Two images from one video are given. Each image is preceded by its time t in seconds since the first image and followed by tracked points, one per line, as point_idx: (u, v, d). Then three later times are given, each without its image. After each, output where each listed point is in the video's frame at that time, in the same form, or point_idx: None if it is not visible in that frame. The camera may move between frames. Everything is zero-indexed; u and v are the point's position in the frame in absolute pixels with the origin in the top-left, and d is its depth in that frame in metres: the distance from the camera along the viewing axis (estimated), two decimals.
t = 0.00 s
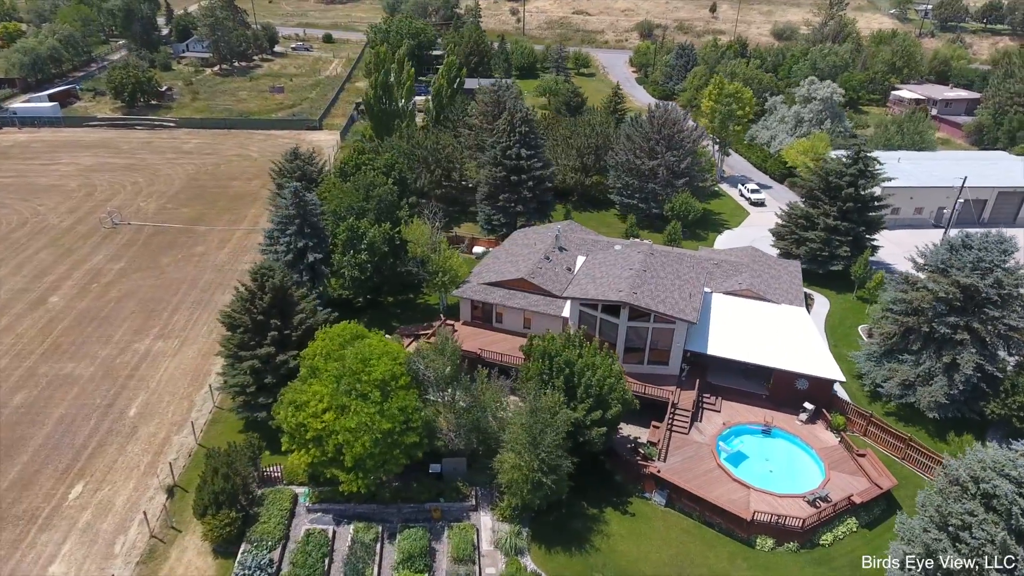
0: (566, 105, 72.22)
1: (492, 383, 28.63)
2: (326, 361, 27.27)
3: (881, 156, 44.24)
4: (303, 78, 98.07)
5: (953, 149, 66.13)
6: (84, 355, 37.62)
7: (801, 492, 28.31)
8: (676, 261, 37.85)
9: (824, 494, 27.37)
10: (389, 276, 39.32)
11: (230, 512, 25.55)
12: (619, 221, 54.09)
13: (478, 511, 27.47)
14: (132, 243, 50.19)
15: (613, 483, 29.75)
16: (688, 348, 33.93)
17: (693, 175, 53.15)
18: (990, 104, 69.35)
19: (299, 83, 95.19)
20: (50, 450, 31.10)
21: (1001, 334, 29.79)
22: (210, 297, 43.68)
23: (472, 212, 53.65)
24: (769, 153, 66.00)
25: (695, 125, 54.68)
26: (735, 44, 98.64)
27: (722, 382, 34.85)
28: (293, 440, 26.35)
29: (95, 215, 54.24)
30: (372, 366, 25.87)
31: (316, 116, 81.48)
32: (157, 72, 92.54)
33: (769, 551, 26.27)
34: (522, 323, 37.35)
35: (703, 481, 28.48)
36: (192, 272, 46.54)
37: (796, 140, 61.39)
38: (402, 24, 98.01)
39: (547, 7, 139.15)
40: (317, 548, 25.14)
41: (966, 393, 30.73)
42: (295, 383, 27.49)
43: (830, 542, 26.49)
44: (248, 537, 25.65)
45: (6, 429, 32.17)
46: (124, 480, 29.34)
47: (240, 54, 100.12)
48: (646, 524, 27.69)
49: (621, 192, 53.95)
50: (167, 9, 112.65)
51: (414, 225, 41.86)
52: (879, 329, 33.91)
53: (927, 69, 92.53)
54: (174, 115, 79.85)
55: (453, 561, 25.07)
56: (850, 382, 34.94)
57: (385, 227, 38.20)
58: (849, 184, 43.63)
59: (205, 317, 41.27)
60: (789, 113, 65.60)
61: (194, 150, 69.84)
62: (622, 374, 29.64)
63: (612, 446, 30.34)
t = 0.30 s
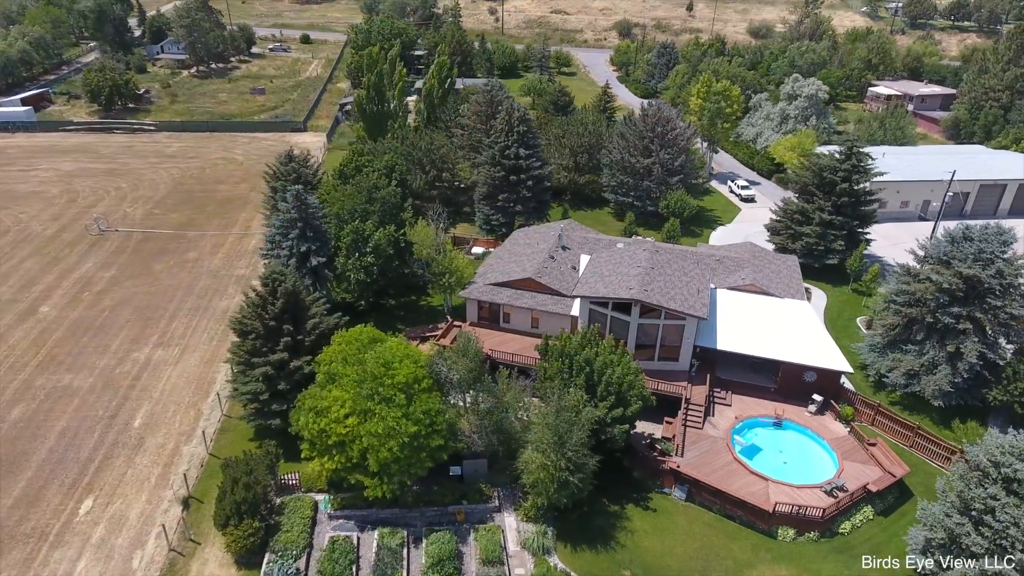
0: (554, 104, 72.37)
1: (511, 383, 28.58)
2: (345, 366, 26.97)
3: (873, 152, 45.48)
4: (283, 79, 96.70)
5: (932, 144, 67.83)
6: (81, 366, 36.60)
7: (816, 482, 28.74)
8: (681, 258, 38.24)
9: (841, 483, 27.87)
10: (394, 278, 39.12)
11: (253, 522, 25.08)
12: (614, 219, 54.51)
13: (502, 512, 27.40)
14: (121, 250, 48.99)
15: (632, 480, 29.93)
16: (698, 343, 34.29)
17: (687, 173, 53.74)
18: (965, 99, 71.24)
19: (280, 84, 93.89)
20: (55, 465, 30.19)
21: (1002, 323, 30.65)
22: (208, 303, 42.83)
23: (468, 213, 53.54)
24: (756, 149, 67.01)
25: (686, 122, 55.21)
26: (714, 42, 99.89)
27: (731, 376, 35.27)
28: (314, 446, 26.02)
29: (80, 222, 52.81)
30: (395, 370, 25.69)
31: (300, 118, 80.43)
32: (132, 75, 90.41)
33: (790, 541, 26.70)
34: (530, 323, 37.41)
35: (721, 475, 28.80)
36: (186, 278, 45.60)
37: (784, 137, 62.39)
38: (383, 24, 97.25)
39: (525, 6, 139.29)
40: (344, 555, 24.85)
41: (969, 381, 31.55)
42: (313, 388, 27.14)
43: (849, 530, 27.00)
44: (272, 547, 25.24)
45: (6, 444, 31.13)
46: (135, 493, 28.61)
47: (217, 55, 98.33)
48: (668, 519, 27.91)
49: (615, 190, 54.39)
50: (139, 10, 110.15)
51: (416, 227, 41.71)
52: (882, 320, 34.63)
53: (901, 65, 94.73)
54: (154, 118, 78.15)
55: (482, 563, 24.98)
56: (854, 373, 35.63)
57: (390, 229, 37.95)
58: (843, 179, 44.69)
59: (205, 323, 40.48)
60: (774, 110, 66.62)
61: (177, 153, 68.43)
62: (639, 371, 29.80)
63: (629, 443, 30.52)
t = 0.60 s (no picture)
0: (539, 103, 72.40)
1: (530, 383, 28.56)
2: (363, 370, 26.68)
3: (861, 146, 46.36)
4: (261, 80, 95.13)
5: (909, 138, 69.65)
6: (78, 377, 35.55)
7: (830, 471, 29.32)
8: (683, 254, 38.68)
9: (854, 471, 28.47)
10: (398, 280, 38.88)
11: (276, 531, 24.66)
12: (607, 216, 55.11)
13: (524, 512, 27.39)
14: (108, 257, 47.70)
15: (649, 475, 30.17)
16: (705, 338, 34.68)
17: (678, 170, 54.36)
18: (939, 93, 73.28)
19: (258, 85, 92.38)
20: (59, 480, 29.28)
21: (999, 310, 31.62)
22: (204, 310, 41.96)
23: (462, 213, 53.40)
24: (740, 146, 68.02)
25: (676, 120, 55.74)
26: (692, 40, 101.14)
27: (737, 370, 35.77)
28: (335, 452, 25.71)
29: (62, 229, 51.27)
30: (417, 372, 25.52)
31: (281, 120, 79.21)
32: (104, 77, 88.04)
33: (809, 529, 27.21)
34: (537, 322, 37.53)
35: (737, 467, 29.21)
36: (179, 285, 44.61)
37: (768, 133, 63.39)
38: (362, 24, 96.35)
39: (501, 6, 139.29)
40: (370, 561, 24.58)
41: (968, 367, 32.48)
42: (331, 393, 26.78)
43: (864, 516, 27.59)
44: (296, 556, 24.86)
45: (5, 460, 30.08)
46: (147, 506, 27.90)
47: (191, 57, 96.33)
48: (688, 512, 28.21)
49: (608, 188, 54.99)
50: (107, 11, 107.35)
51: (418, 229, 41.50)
52: (882, 311, 35.40)
53: (872, 61, 97.10)
54: (130, 122, 76.21)
55: (510, 563, 24.96)
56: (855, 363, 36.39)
57: (393, 231, 37.69)
58: (834, 174, 45.53)
59: (203, 331, 39.65)
60: (757, 107, 67.61)
61: (157, 157, 66.88)
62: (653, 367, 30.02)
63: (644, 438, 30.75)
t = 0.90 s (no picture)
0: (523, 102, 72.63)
1: (546, 381, 28.57)
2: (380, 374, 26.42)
3: (847, 141, 47.58)
4: (235, 82, 93.29)
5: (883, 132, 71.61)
6: (72, 390, 34.47)
7: (840, 458, 29.98)
8: (683, 250, 39.17)
9: (863, 458, 29.17)
10: (400, 283, 38.50)
11: (299, 539, 24.31)
12: (597, 214, 55.51)
13: (545, 510, 27.47)
14: (92, 266, 46.31)
15: (662, 469, 30.50)
16: (709, 332, 35.13)
17: (668, 167, 54.90)
18: (910, 89, 75.51)
19: (232, 87, 90.62)
20: (63, 497, 28.36)
21: (992, 298, 32.75)
22: (198, 318, 41.05)
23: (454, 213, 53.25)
24: (722, 142, 69.02)
25: (664, 117, 56.24)
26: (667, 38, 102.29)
27: (740, 363, 36.33)
28: (356, 458, 25.41)
29: (41, 238, 49.62)
30: (437, 374, 25.35)
31: (260, 123, 77.86)
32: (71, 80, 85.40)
33: (823, 517, 27.82)
34: (541, 321, 37.66)
35: (750, 458, 29.70)
36: (170, 293, 43.56)
37: (750, 130, 64.45)
38: (338, 24, 95.19)
39: (474, 5, 139.01)
40: (396, 566, 24.40)
41: (963, 354, 33.54)
42: (348, 398, 26.44)
43: (875, 502, 28.33)
44: (320, 564, 24.53)
45: (4, 479, 29.01)
46: (159, 520, 27.20)
47: (161, 59, 93.95)
48: (704, 504, 28.60)
49: (598, 185, 55.44)
50: (70, 12, 104.08)
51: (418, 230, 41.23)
52: (877, 301, 36.30)
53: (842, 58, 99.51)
54: (102, 126, 74.09)
55: (536, 562, 25.01)
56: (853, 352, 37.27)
57: (395, 233, 37.30)
58: (822, 169, 46.60)
59: (199, 339, 38.87)
60: (738, 103, 68.68)
61: (134, 162, 65.14)
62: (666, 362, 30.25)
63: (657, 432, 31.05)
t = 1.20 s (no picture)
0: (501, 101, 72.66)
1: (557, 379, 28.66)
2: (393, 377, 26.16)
3: (826, 135, 48.80)
4: (202, 84, 91.04)
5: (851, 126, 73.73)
6: (62, 406, 33.25)
7: (842, 443, 30.79)
8: (676, 245, 39.77)
9: (864, 442, 30.02)
10: (397, 286, 38.10)
11: (319, 549, 23.95)
12: (583, 211, 55.87)
13: (561, 508, 27.56)
14: (69, 277, 44.68)
15: (671, 461, 30.87)
16: (708, 325, 35.67)
17: (652, 163, 55.53)
18: (876, 84, 77.90)
19: (200, 90, 88.44)
20: (62, 517, 27.32)
21: (976, 284, 34.06)
22: (187, 327, 39.99)
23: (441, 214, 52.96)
24: (698, 138, 70.03)
25: (647, 114, 56.87)
26: (637, 36, 103.40)
27: (737, 354, 36.99)
28: (372, 463, 25.09)
29: (11, 249, 47.70)
30: (453, 376, 25.26)
31: (232, 126, 76.19)
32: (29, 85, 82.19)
33: (830, 501, 28.54)
34: (540, 319, 37.78)
35: (756, 447, 30.28)
36: (155, 302, 42.34)
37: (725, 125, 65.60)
38: (308, 24, 93.65)
39: (441, 4, 138.30)
40: (420, 571, 24.20)
41: (949, 339, 34.76)
42: (360, 402, 26.11)
43: (878, 484, 29.19)
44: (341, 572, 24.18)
45: None
46: (167, 537, 26.42)
47: (123, 61, 91.09)
48: (715, 494, 29.07)
49: (583, 183, 55.81)
50: (23, 14, 100.11)
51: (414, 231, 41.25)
52: (866, 290, 37.35)
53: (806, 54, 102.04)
54: (66, 132, 71.54)
55: (558, 559, 25.11)
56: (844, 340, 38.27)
57: (392, 235, 36.98)
58: (804, 162, 47.67)
59: (190, 349, 37.92)
60: (713, 100, 69.84)
61: (103, 168, 63.07)
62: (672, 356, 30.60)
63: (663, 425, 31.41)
